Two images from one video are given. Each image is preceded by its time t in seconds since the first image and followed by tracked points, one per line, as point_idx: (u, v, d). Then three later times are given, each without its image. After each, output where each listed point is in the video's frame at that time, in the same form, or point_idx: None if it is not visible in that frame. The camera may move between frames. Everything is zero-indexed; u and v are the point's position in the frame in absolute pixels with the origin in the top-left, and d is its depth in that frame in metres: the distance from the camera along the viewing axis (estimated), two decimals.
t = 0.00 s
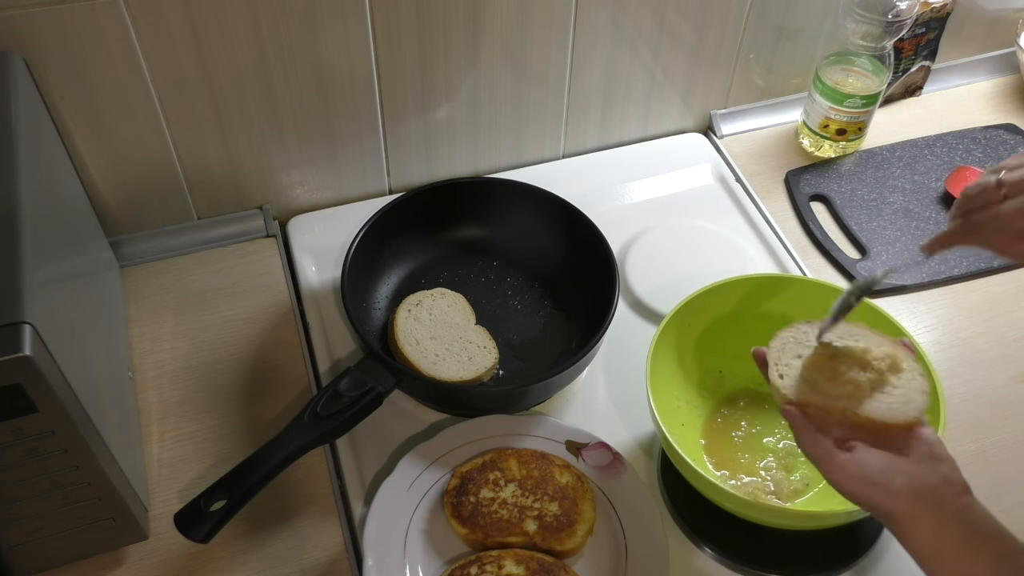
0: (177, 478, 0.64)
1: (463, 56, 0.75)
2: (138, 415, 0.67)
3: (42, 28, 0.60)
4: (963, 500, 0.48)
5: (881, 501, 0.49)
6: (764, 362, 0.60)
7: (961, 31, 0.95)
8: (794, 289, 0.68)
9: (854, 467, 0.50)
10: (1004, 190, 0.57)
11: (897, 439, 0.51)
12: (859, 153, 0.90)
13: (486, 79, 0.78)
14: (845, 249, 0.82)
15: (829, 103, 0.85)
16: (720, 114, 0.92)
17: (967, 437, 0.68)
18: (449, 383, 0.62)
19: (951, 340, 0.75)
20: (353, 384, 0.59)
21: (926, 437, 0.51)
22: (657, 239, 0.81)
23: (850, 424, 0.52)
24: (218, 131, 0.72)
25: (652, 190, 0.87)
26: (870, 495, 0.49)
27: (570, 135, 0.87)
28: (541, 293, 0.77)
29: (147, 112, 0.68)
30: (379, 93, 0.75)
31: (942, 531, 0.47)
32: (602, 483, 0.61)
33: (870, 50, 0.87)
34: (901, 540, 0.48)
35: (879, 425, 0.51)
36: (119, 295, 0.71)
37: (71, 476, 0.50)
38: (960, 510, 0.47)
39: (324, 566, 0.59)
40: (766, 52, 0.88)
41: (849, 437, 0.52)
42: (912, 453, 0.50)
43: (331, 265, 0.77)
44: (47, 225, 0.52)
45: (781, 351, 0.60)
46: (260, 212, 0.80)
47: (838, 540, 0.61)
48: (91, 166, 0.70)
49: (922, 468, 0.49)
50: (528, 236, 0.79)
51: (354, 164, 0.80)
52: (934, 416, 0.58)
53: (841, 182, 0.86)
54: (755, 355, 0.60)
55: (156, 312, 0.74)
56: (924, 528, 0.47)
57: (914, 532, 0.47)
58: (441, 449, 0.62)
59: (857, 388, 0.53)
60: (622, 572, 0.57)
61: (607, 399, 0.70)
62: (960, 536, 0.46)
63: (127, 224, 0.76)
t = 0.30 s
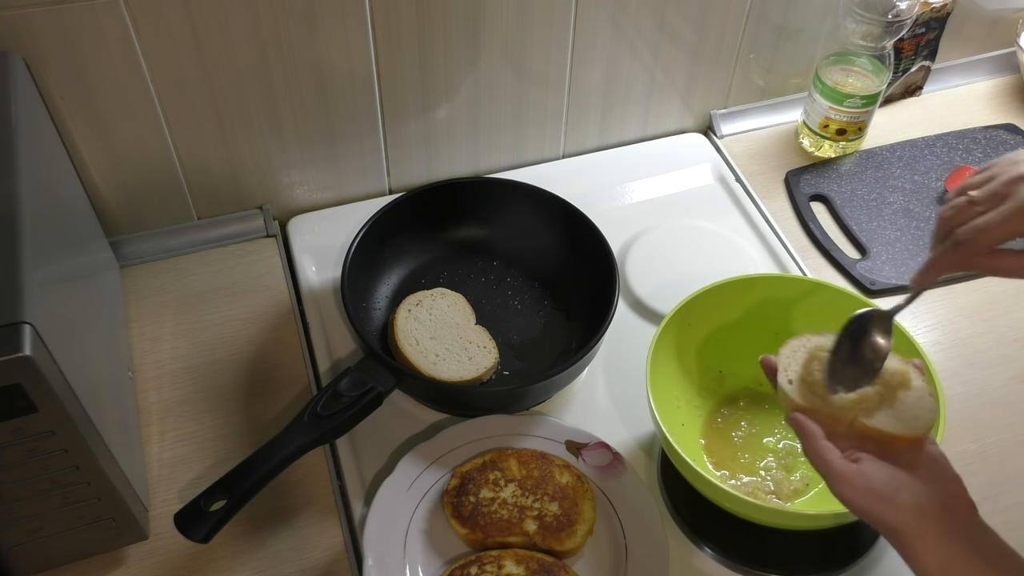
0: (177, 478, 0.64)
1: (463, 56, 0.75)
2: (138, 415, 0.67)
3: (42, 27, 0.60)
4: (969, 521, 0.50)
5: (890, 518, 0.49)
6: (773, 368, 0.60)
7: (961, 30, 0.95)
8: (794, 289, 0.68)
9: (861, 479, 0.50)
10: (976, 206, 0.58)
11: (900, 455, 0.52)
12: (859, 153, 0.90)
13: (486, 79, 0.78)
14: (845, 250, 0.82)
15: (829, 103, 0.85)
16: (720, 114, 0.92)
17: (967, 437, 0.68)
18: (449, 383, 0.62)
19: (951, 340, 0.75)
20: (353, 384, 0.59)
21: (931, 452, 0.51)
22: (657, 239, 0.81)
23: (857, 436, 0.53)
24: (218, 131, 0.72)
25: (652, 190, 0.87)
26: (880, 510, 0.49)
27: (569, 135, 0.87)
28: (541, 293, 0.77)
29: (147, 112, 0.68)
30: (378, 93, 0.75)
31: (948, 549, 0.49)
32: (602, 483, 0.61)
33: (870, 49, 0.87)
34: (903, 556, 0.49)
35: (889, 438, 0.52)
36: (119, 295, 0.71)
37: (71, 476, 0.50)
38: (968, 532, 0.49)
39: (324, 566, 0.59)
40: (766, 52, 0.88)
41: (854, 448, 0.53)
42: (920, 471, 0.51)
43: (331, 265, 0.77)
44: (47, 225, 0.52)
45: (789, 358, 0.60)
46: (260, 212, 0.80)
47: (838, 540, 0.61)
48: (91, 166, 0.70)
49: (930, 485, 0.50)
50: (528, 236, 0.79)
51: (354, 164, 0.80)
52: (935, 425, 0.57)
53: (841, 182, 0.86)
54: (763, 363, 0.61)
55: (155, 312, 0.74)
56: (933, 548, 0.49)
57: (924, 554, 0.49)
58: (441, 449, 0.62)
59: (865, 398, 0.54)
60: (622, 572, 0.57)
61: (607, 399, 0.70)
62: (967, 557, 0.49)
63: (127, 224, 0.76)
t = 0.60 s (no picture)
0: (177, 478, 0.64)
1: (463, 57, 0.75)
2: (138, 416, 0.67)
3: (42, 27, 0.60)
4: (926, 522, 0.49)
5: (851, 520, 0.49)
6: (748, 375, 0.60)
7: (961, 30, 0.95)
8: (795, 289, 0.68)
9: (825, 482, 0.50)
10: (879, 183, 0.62)
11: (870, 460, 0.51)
12: (859, 153, 0.90)
13: (486, 79, 0.78)
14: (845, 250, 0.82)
15: (829, 103, 0.85)
16: (720, 114, 0.92)
17: (967, 437, 0.68)
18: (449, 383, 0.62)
19: (951, 340, 0.75)
20: (353, 384, 0.59)
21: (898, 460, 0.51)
22: (657, 239, 0.81)
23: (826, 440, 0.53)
24: (218, 131, 0.72)
25: (652, 190, 0.87)
26: (844, 512, 0.49)
27: (569, 135, 0.87)
28: (541, 293, 0.77)
29: (147, 112, 0.68)
30: (378, 93, 0.75)
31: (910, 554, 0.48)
32: (602, 483, 0.61)
33: (870, 50, 0.87)
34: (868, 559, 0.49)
35: (855, 446, 0.51)
36: (119, 295, 0.71)
37: (71, 476, 0.50)
38: (927, 534, 0.49)
39: (324, 566, 0.59)
40: (766, 52, 0.88)
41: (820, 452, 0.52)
42: (884, 474, 0.51)
43: (331, 265, 0.77)
44: (47, 225, 0.52)
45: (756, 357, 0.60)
46: (260, 212, 0.80)
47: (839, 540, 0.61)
48: (91, 166, 0.70)
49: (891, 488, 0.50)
50: (528, 236, 0.79)
51: (354, 164, 0.80)
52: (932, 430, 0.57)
53: (842, 182, 0.87)
54: (735, 369, 0.62)
55: (156, 312, 0.74)
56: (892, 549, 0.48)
57: (884, 554, 0.48)
58: (442, 449, 0.62)
59: (830, 404, 0.53)
60: (622, 572, 0.57)
61: (607, 399, 0.70)
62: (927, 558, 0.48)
63: (127, 224, 0.76)
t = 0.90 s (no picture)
0: (177, 478, 0.64)
1: (463, 57, 0.75)
2: (138, 415, 0.67)
3: (42, 27, 0.60)
4: (904, 515, 0.50)
5: (830, 508, 0.49)
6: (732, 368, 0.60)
7: (961, 30, 0.95)
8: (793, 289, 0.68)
9: (806, 472, 0.51)
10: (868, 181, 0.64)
11: (849, 454, 0.52)
12: (859, 153, 0.90)
13: (486, 79, 0.78)
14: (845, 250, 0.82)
15: (829, 103, 0.85)
16: (720, 114, 0.92)
17: (967, 437, 0.68)
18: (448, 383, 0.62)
19: (951, 340, 0.75)
20: (353, 384, 0.59)
21: (877, 454, 0.52)
22: (657, 239, 0.81)
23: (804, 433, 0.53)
24: (218, 131, 0.72)
25: (652, 190, 0.87)
26: (823, 502, 0.50)
27: (569, 135, 0.87)
28: (541, 293, 0.77)
29: (147, 112, 0.68)
30: (379, 93, 0.75)
31: (885, 545, 0.48)
32: (602, 483, 0.61)
33: (870, 49, 0.87)
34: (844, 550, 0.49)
35: (834, 439, 0.52)
36: (119, 295, 0.71)
37: (71, 476, 0.50)
38: (903, 526, 0.49)
39: (324, 566, 0.59)
40: (766, 52, 0.88)
41: (800, 444, 0.53)
42: (863, 467, 0.51)
43: (331, 265, 0.77)
44: (47, 225, 0.52)
45: (739, 351, 0.60)
46: (260, 212, 0.80)
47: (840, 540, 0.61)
48: (91, 166, 0.70)
49: (870, 481, 0.51)
50: (528, 236, 0.79)
51: (354, 164, 0.80)
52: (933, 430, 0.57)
53: (842, 182, 0.87)
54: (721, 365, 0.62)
55: (156, 312, 0.74)
56: (869, 540, 0.49)
57: (861, 544, 0.48)
58: (442, 449, 0.62)
59: (809, 399, 0.53)
60: (622, 572, 0.57)
61: (607, 399, 0.70)
62: (903, 551, 0.48)
63: (127, 224, 0.76)
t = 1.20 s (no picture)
0: (177, 478, 0.64)
1: (462, 57, 0.75)
2: (138, 416, 0.67)
3: (42, 27, 0.60)
4: (882, 511, 0.49)
5: (808, 509, 0.49)
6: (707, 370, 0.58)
7: (961, 30, 0.95)
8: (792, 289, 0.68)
9: (787, 476, 0.49)
10: (887, 178, 0.63)
11: (827, 452, 0.52)
12: (859, 153, 0.90)
13: (486, 79, 0.78)
14: (845, 250, 0.82)
15: (829, 103, 0.85)
16: (720, 114, 0.92)
17: (967, 437, 0.68)
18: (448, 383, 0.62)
19: (951, 340, 0.75)
20: (353, 384, 0.59)
21: (854, 451, 0.51)
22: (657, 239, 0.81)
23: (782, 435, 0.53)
24: (218, 131, 0.72)
25: (652, 190, 0.87)
26: (804, 505, 0.49)
27: (569, 135, 0.87)
28: (541, 293, 0.77)
29: (147, 112, 0.68)
30: (379, 93, 0.75)
31: (865, 543, 0.48)
32: (602, 483, 0.61)
33: (870, 49, 0.87)
34: (823, 547, 0.49)
35: (811, 442, 0.52)
36: (119, 295, 0.71)
37: (71, 476, 0.50)
38: (883, 523, 0.49)
39: (324, 566, 0.59)
40: (766, 52, 0.88)
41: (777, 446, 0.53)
42: (842, 467, 0.51)
43: (331, 265, 0.77)
44: (47, 225, 0.52)
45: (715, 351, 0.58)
46: (260, 212, 0.80)
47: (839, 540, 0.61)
48: (91, 166, 0.70)
49: (850, 480, 0.50)
50: (528, 236, 0.79)
51: (354, 164, 0.80)
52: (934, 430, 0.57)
53: (842, 182, 0.87)
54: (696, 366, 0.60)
55: (156, 312, 0.74)
56: (848, 541, 0.48)
57: (840, 542, 0.48)
58: (442, 449, 0.62)
59: (786, 400, 0.53)
60: (622, 572, 0.57)
61: (607, 399, 0.70)
62: (881, 548, 0.48)
63: (127, 224, 0.76)
